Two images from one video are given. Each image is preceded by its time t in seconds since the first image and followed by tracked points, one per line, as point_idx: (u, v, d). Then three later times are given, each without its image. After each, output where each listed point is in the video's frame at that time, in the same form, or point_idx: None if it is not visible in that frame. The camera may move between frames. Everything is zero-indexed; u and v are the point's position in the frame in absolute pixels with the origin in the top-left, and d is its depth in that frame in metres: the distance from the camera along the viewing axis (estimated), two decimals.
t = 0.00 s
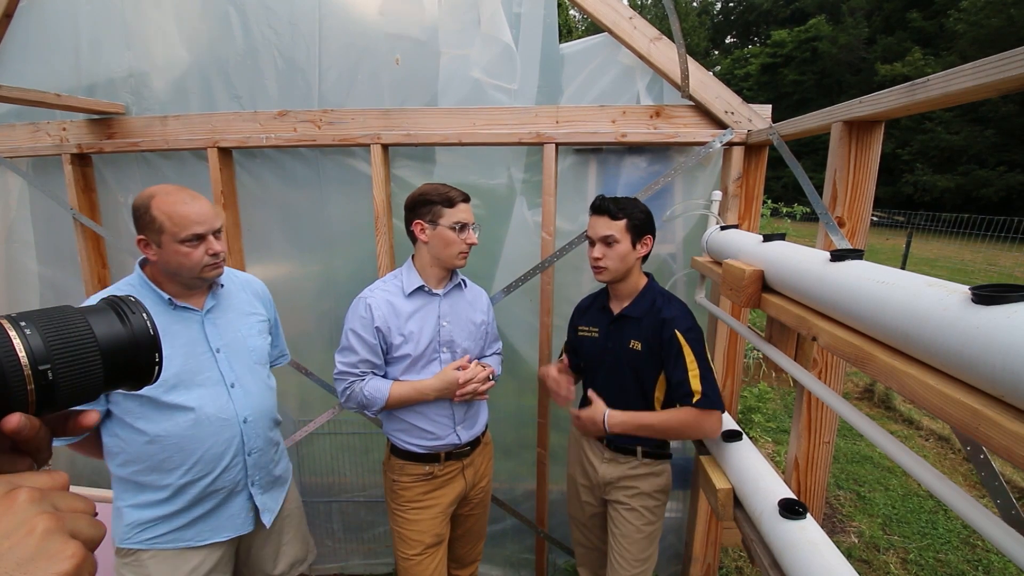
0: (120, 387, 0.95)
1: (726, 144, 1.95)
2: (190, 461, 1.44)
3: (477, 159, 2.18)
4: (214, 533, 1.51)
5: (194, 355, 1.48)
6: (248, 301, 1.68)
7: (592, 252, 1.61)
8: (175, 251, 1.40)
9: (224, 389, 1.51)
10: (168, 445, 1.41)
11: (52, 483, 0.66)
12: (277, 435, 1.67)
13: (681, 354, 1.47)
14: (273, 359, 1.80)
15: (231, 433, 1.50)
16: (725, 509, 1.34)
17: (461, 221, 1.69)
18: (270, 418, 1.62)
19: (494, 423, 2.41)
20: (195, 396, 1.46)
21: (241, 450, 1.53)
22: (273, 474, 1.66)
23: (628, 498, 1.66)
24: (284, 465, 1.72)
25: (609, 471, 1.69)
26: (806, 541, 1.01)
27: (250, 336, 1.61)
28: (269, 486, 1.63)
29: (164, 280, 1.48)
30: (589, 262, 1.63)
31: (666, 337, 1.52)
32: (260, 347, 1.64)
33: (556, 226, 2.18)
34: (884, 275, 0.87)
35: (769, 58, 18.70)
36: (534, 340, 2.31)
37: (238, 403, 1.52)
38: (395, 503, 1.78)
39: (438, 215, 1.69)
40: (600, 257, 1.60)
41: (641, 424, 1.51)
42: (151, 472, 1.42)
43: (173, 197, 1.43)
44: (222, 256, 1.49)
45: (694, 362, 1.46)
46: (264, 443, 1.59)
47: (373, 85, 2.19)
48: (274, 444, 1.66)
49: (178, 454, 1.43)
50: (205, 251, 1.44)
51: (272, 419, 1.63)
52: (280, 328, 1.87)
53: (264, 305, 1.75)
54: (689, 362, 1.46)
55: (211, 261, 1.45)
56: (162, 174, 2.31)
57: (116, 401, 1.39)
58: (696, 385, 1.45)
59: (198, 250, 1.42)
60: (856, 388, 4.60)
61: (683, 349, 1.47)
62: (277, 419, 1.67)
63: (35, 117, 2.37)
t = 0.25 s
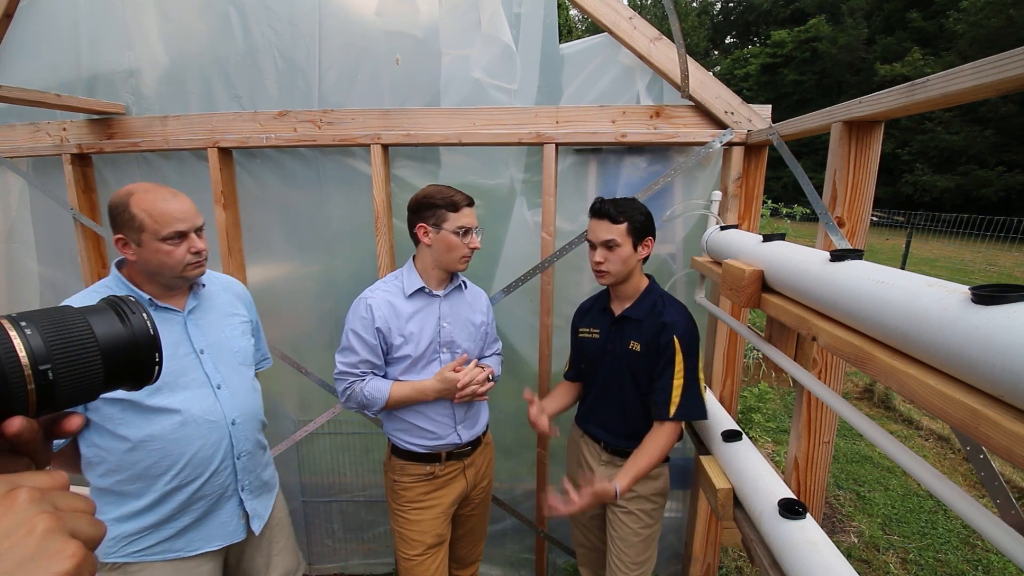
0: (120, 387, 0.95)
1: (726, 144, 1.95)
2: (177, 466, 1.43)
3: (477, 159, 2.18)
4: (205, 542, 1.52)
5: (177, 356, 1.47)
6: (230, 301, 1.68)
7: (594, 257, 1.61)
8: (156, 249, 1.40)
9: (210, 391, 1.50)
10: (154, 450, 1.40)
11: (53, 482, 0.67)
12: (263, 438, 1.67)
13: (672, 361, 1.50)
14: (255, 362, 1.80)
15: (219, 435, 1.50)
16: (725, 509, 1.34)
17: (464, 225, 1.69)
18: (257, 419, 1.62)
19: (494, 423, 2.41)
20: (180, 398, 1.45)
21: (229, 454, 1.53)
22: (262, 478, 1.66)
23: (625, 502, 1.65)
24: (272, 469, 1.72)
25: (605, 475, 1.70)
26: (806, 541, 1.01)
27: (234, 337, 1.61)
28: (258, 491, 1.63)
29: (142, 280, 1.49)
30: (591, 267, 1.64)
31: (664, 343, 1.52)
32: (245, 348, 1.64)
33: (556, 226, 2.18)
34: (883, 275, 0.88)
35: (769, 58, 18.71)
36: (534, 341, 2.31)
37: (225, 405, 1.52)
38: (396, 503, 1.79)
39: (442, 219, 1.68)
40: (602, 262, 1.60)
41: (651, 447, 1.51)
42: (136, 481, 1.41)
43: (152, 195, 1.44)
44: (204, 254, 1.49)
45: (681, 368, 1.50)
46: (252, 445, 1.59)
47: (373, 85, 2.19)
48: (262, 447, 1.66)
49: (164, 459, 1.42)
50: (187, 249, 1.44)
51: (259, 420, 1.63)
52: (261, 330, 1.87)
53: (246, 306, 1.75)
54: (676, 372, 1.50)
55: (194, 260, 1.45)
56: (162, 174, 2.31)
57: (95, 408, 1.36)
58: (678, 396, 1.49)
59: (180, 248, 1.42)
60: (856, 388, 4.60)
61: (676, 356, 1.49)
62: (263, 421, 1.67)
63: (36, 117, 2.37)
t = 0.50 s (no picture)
0: (120, 387, 0.95)
1: (726, 144, 1.95)
2: (167, 474, 1.43)
3: (477, 159, 2.18)
4: (194, 552, 1.52)
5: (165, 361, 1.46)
6: (214, 304, 1.68)
7: (591, 257, 1.61)
8: (141, 252, 1.40)
9: (199, 396, 1.50)
10: (142, 458, 1.39)
11: (52, 482, 0.67)
12: (252, 443, 1.68)
13: (679, 364, 1.51)
14: (240, 365, 1.80)
15: (209, 441, 1.50)
16: (725, 509, 1.34)
17: (465, 224, 1.69)
18: (246, 424, 1.63)
19: (494, 423, 2.41)
20: (169, 404, 1.44)
21: (219, 459, 1.54)
22: (251, 484, 1.66)
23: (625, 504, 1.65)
24: (260, 475, 1.72)
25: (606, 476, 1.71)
26: (806, 541, 1.01)
27: (220, 340, 1.61)
28: (248, 498, 1.64)
29: (123, 283, 1.48)
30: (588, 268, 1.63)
31: (666, 346, 1.53)
32: (231, 352, 1.64)
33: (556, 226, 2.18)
34: (883, 275, 0.88)
35: (769, 58, 18.71)
36: (534, 340, 2.31)
37: (216, 409, 1.52)
38: (396, 503, 1.79)
39: (442, 219, 1.68)
40: (600, 263, 1.60)
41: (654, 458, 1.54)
42: (124, 490, 1.40)
43: (136, 196, 1.43)
44: (190, 256, 1.49)
45: (691, 373, 1.52)
46: (241, 450, 1.60)
47: (373, 85, 2.19)
48: (251, 452, 1.67)
49: (153, 468, 1.41)
50: (173, 251, 1.44)
51: (247, 425, 1.64)
52: (244, 334, 1.87)
53: (229, 309, 1.75)
54: (685, 375, 1.52)
55: (180, 262, 1.46)
56: (162, 174, 2.31)
57: (79, 417, 1.35)
58: (688, 399, 1.51)
59: (166, 251, 1.42)
60: (856, 388, 4.60)
61: (682, 361, 1.50)
62: (252, 425, 1.68)
63: (36, 117, 2.37)
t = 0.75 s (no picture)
0: (120, 387, 0.95)
1: (726, 144, 1.95)
2: (156, 484, 1.43)
3: (477, 159, 2.18)
4: (183, 562, 1.53)
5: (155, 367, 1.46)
6: (203, 308, 1.68)
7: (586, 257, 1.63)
8: (135, 254, 1.40)
9: (190, 402, 1.50)
10: (131, 467, 1.39)
11: (52, 482, 0.67)
12: (242, 449, 1.68)
13: (679, 368, 1.51)
14: (230, 369, 1.79)
15: (200, 448, 1.50)
16: (725, 509, 1.34)
17: (465, 224, 1.69)
18: (236, 430, 1.63)
19: (494, 423, 2.41)
20: (159, 411, 1.43)
21: (209, 467, 1.54)
22: (241, 491, 1.67)
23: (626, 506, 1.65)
24: (249, 482, 1.73)
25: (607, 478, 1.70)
26: (806, 541, 1.01)
27: (210, 345, 1.62)
28: (237, 506, 1.64)
29: (113, 286, 1.48)
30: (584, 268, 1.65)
31: (666, 348, 1.52)
32: (221, 356, 1.64)
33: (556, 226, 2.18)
34: (883, 275, 0.88)
35: (769, 58, 18.71)
36: (534, 340, 2.31)
37: (207, 416, 1.52)
38: (397, 504, 1.79)
39: (442, 219, 1.69)
40: (593, 263, 1.62)
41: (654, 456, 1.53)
42: (112, 500, 1.39)
43: (129, 197, 1.42)
44: (184, 258, 1.49)
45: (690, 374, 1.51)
46: (232, 457, 1.60)
47: (373, 85, 2.19)
48: (241, 459, 1.67)
49: (142, 477, 1.41)
50: (168, 253, 1.44)
51: (238, 431, 1.64)
52: (233, 338, 1.86)
53: (218, 312, 1.75)
54: (684, 378, 1.51)
55: (174, 265, 1.46)
56: (162, 174, 2.31)
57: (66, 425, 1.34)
58: (686, 401, 1.51)
59: (161, 253, 1.43)
60: (856, 388, 4.60)
61: (682, 362, 1.50)
62: (242, 431, 1.68)
63: (36, 117, 2.37)
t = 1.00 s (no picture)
0: (120, 387, 0.95)
1: (726, 144, 1.95)
2: (151, 488, 1.43)
3: (477, 159, 2.18)
4: (177, 564, 1.53)
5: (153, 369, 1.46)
6: (203, 309, 1.68)
7: (585, 254, 1.63)
8: (134, 255, 1.40)
9: (187, 405, 1.50)
10: (125, 470, 1.39)
11: (53, 482, 0.67)
12: (240, 452, 1.68)
13: (676, 368, 1.50)
14: (229, 370, 1.80)
15: (196, 452, 1.50)
16: (725, 509, 1.34)
17: (465, 223, 1.69)
18: (233, 433, 1.63)
19: (494, 423, 2.41)
20: (155, 414, 1.43)
21: (205, 471, 1.54)
22: (236, 495, 1.67)
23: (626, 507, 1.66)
24: (246, 485, 1.73)
25: (607, 479, 1.70)
26: (806, 541, 1.01)
27: (209, 347, 1.61)
28: (232, 510, 1.64)
29: (111, 286, 1.48)
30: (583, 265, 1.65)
31: (665, 350, 1.52)
32: (220, 358, 1.64)
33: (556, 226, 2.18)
34: (883, 275, 0.88)
35: (769, 58, 18.71)
36: (534, 340, 2.31)
37: (203, 420, 1.52)
38: (397, 504, 1.79)
39: (441, 219, 1.69)
40: (592, 260, 1.61)
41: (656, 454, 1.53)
42: (106, 503, 1.39)
43: (130, 197, 1.42)
44: (184, 260, 1.49)
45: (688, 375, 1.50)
46: (228, 460, 1.60)
47: (373, 85, 2.19)
48: (237, 463, 1.67)
49: (136, 481, 1.41)
50: (167, 254, 1.44)
51: (235, 434, 1.64)
52: (232, 339, 1.87)
53: (219, 313, 1.75)
54: (682, 380, 1.50)
55: (173, 267, 1.46)
56: (162, 174, 2.31)
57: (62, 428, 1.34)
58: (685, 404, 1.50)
59: (160, 254, 1.43)
60: (856, 388, 4.60)
61: (680, 363, 1.50)
62: (239, 434, 1.68)
63: (36, 117, 2.37)
